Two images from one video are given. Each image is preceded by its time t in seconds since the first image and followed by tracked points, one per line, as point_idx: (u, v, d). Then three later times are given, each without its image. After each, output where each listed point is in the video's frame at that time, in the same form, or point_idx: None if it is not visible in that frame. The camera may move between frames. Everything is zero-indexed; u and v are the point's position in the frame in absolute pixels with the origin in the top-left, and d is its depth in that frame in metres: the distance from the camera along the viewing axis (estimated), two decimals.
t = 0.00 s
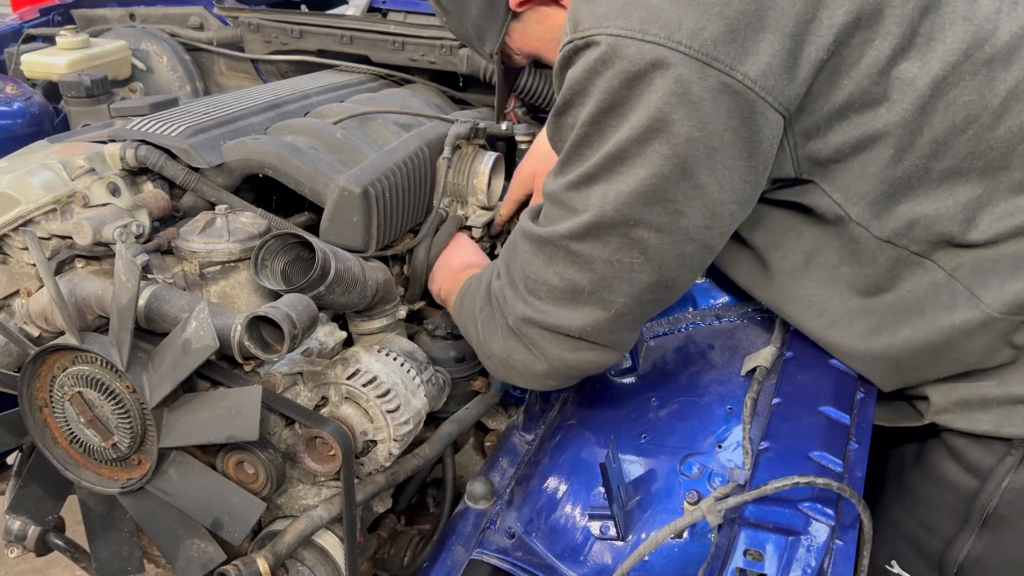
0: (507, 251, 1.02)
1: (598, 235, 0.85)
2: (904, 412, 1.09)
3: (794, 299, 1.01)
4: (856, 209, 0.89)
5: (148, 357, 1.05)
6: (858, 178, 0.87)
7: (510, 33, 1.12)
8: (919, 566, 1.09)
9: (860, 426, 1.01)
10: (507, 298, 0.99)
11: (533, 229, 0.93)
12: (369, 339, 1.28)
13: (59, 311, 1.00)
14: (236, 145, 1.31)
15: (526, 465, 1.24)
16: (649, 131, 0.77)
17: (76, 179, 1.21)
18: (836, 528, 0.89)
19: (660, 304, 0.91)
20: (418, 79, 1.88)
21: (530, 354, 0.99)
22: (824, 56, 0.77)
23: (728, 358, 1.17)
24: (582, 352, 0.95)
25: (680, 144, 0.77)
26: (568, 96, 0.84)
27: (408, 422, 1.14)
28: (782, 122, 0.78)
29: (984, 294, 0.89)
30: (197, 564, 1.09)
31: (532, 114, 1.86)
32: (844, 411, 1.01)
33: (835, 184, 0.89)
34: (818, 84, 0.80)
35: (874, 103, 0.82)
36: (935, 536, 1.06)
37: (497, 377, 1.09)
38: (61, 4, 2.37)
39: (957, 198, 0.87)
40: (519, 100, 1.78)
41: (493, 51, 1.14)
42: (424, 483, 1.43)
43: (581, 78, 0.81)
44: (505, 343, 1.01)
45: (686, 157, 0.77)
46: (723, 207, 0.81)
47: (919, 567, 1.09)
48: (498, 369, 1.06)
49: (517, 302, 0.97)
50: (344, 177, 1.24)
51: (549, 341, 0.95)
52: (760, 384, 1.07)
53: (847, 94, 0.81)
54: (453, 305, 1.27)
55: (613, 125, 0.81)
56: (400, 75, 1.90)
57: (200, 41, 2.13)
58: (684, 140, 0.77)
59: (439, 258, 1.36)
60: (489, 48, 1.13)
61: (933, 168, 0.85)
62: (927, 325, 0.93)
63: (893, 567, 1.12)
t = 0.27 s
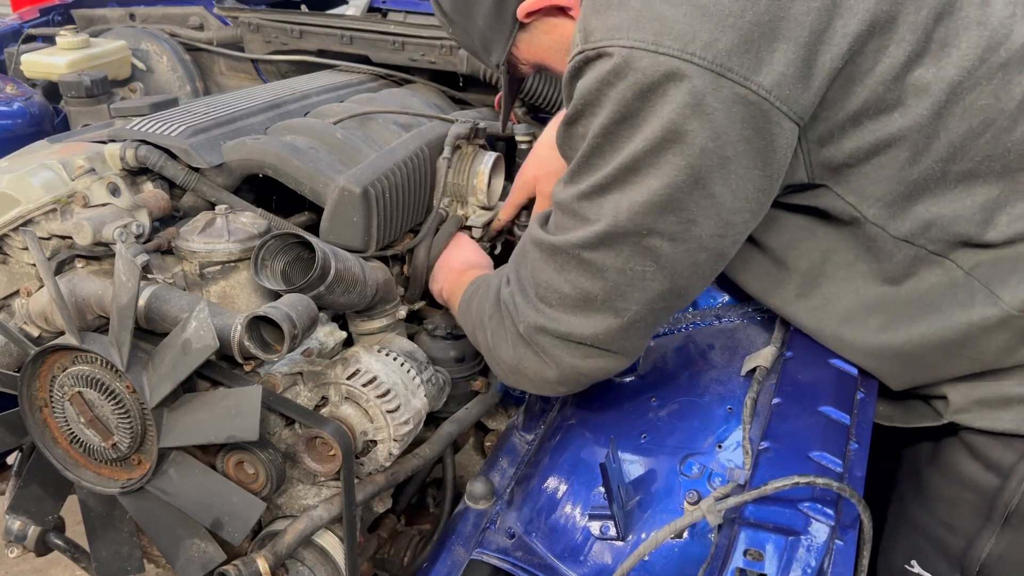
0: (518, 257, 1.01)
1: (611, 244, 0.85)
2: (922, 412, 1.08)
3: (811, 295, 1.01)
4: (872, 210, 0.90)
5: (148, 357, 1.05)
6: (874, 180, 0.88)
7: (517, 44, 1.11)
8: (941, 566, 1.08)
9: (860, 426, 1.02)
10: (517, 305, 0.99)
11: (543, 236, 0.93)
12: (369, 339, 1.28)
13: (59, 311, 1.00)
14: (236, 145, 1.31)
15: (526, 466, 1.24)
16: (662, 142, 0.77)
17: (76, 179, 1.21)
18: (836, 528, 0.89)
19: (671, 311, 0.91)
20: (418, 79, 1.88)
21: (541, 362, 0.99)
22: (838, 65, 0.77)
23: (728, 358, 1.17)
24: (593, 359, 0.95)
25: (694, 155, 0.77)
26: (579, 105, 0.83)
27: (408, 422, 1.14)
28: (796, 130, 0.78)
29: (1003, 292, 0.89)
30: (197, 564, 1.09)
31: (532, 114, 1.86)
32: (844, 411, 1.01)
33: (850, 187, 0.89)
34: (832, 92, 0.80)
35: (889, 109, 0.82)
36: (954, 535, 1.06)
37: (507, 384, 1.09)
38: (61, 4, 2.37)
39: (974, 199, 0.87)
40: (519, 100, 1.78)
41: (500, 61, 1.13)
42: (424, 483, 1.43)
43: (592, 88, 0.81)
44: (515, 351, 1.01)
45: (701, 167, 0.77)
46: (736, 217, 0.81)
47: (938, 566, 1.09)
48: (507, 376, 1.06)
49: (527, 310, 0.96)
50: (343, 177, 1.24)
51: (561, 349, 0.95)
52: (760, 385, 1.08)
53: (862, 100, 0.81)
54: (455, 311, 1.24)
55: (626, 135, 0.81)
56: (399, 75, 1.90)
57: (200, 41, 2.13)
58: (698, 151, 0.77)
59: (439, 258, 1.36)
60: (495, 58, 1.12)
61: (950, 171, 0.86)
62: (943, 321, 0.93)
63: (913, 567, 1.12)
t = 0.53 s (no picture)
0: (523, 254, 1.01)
1: (619, 240, 0.85)
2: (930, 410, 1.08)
3: (817, 292, 1.01)
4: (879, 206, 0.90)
5: (148, 357, 1.05)
6: (882, 176, 0.88)
7: (526, 39, 1.12)
8: (951, 563, 1.08)
9: (860, 426, 1.02)
10: (522, 302, 0.99)
11: (550, 233, 0.93)
12: (369, 339, 1.28)
13: (59, 311, 1.00)
14: (236, 145, 1.31)
15: (526, 465, 1.24)
16: (671, 138, 0.78)
17: (76, 179, 1.21)
18: (835, 527, 0.89)
19: (679, 307, 0.91)
20: (418, 79, 1.88)
21: (546, 359, 0.98)
22: (847, 62, 0.78)
23: (728, 359, 1.17)
24: (598, 356, 0.95)
25: (703, 151, 0.77)
26: (588, 100, 0.83)
27: (408, 422, 1.14)
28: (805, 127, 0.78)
29: (1011, 289, 0.89)
30: (197, 564, 1.09)
31: (533, 114, 1.86)
32: (844, 411, 1.01)
33: (857, 184, 0.90)
34: (841, 88, 0.81)
35: (896, 106, 0.83)
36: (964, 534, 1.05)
37: (509, 381, 1.09)
38: (61, 4, 2.36)
39: (982, 196, 0.87)
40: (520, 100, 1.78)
41: (508, 56, 1.13)
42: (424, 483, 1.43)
43: (601, 84, 0.81)
44: (520, 348, 1.01)
45: (709, 164, 0.77)
46: (745, 213, 0.81)
47: (946, 563, 1.08)
48: (511, 373, 1.06)
49: (534, 307, 0.96)
50: (344, 177, 1.24)
51: (567, 345, 0.95)
52: (760, 385, 1.08)
53: (869, 97, 0.82)
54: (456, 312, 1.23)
55: (634, 132, 0.81)
56: (400, 75, 1.90)
57: (200, 41, 2.13)
58: (707, 148, 0.77)
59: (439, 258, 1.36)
60: (504, 53, 1.13)
61: (958, 168, 0.86)
62: (950, 317, 0.93)
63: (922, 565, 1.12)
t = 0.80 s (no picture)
0: (531, 254, 1.01)
1: (627, 238, 0.85)
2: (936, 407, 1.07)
3: (822, 289, 1.02)
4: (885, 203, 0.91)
5: (148, 357, 1.05)
6: (888, 172, 0.88)
7: (533, 35, 1.14)
8: (958, 562, 1.08)
9: (860, 426, 1.02)
10: (531, 302, 0.99)
11: (557, 233, 0.93)
12: (369, 339, 1.28)
13: (59, 311, 1.00)
14: (236, 145, 1.31)
15: (526, 465, 1.24)
16: (678, 135, 0.78)
17: (76, 179, 1.21)
18: (835, 527, 0.89)
19: (687, 305, 0.91)
20: (418, 79, 1.88)
21: (556, 358, 0.99)
22: (852, 58, 0.78)
23: (728, 359, 1.17)
24: (607, 355, 0.95)
25: (710, 147, 0.77)
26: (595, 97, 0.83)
27: (408, 422, 1.14)
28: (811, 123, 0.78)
29: (1017, 286, 0.88)
30: (197, 564, 1.09)
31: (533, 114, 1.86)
32: (844, 411, 1.01)
33: (863, 180, 0.90)
34: (847, 85, 0.81)
35: (901, 102, 0.83)
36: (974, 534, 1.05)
37: (517, 381, 1.09)
38: (61, 4, 2.36)
39: (987, 192, 0.87)
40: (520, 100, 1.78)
41: (515, 51, 1.16)
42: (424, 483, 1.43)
43: (608, 80, 0.81)
44: (528, 347, 1.01)
45: (716, 160, 0.77)
46: (752, 210, 0.81)
47: (955, 562, 1.08)
48: (519, 373, 1.06)
49: (542, 306, 0.96)
50: (343, 177, 1.24)
51: (577, 345, 0.95)
52: (760, 385, 1.07)
53: (875, 93, 0.82)
54: (461, 315, 1.23)
55: (641, 128, 0.81)
56: (399, 75, 1.90)
57: (200, 41, 2.13)
58: (714, 145, 0.77)
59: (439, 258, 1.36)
60: (511, 49, 1.15)
61: (963, 165, 0.86)
62: (954, 315, 0.93)
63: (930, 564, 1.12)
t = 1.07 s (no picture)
0: (542, 257, 1.01)
1: (638, 240, 0.85)
2: (942, 406, 1.07)
3: (831, 288, 1.02)
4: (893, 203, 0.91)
5: (148, 357, 1.05)
6: (895, 174, 0.88)
7: (542, 28, 1.14)
8: (965, 561, 1.07)
9: (861, 426, 1.02)
10: (541, 305, 0.99)
11: (566, 236, 0.93)
12: (369, 339, 1.28)
13: (59, 311, 1.00)
14: (236, 145, 1.31)
15: (526, 465, 1.25)
16: (688, 137, 0.77)
17: (76, 179, 1.21)
18: (835, 527, 0.89)
19: (698, 306, 0.90)
20: (418, 79, 1.88)
21: (567, 361, 0.99)
22: (861, 61, 0.78)
23: (728, 359, 1.17)
24: (618, 357, 0.95)
25: (721, 149, 0.77)
26: (604, 100, 0.83)
27: (408, 422, 1.14)
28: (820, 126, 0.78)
29: None
30: (197, 564, 1.09)
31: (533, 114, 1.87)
32: (844, 411, 1.02)
33: (871, 182, 0.90)
34: (855, 87, 0.81)
35: (909, 104, 0.83)
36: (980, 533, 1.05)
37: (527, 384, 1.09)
38: (61, 4, 2.36)
39: (995, 193, 0.87)
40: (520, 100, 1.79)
41: (524, 46, 1.17)
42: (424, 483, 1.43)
43: (618, 83, 0.81)
44: (539, 350, 1.01)
45: (726, 161, 0.77)
46: (762, 211, 0.81)
47: (962, 561, 1.08)
48: (530, 376, 1.06)
49: (553, 309, 0.96)
50: (343, 177, 1.24)
51: (588, 348, 0.95)
52: (760, 384, 1.07)
53: (883, 95, 0.82)
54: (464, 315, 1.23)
55: (651, 131, 0.81)
56: (400, 75, 1.90)
57: (200, 41, 2.13)
58: (725, 147, 0.77)
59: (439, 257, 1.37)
60: (520, 43, 1.16)
61: (970, 166, 0.86)
62: (962, 314, 0.93)
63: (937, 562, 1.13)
